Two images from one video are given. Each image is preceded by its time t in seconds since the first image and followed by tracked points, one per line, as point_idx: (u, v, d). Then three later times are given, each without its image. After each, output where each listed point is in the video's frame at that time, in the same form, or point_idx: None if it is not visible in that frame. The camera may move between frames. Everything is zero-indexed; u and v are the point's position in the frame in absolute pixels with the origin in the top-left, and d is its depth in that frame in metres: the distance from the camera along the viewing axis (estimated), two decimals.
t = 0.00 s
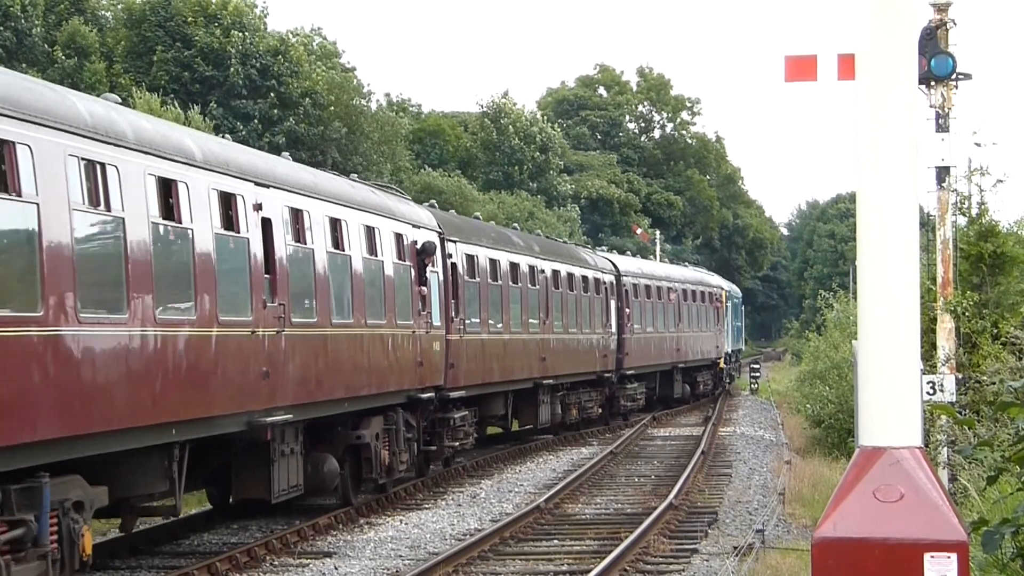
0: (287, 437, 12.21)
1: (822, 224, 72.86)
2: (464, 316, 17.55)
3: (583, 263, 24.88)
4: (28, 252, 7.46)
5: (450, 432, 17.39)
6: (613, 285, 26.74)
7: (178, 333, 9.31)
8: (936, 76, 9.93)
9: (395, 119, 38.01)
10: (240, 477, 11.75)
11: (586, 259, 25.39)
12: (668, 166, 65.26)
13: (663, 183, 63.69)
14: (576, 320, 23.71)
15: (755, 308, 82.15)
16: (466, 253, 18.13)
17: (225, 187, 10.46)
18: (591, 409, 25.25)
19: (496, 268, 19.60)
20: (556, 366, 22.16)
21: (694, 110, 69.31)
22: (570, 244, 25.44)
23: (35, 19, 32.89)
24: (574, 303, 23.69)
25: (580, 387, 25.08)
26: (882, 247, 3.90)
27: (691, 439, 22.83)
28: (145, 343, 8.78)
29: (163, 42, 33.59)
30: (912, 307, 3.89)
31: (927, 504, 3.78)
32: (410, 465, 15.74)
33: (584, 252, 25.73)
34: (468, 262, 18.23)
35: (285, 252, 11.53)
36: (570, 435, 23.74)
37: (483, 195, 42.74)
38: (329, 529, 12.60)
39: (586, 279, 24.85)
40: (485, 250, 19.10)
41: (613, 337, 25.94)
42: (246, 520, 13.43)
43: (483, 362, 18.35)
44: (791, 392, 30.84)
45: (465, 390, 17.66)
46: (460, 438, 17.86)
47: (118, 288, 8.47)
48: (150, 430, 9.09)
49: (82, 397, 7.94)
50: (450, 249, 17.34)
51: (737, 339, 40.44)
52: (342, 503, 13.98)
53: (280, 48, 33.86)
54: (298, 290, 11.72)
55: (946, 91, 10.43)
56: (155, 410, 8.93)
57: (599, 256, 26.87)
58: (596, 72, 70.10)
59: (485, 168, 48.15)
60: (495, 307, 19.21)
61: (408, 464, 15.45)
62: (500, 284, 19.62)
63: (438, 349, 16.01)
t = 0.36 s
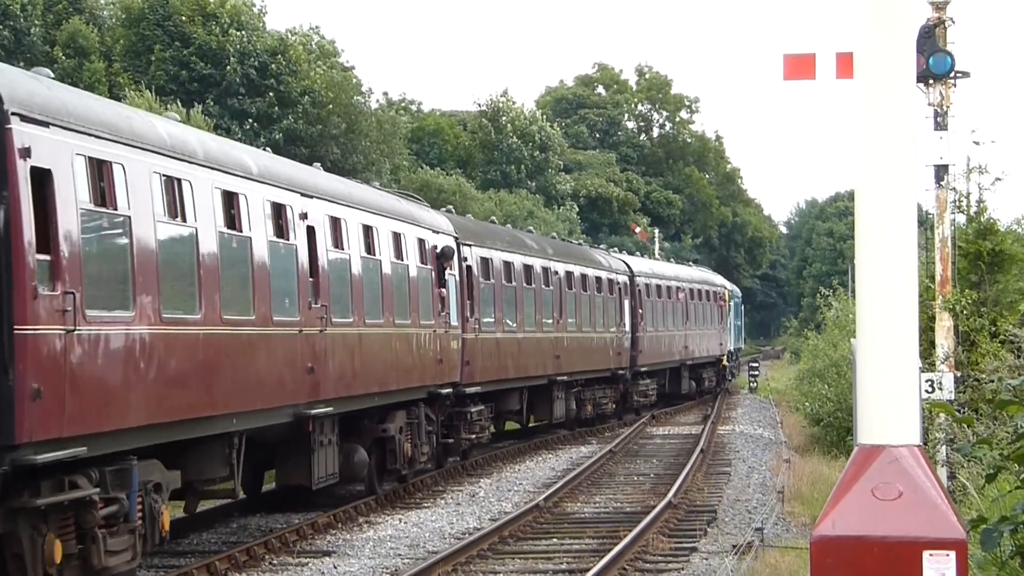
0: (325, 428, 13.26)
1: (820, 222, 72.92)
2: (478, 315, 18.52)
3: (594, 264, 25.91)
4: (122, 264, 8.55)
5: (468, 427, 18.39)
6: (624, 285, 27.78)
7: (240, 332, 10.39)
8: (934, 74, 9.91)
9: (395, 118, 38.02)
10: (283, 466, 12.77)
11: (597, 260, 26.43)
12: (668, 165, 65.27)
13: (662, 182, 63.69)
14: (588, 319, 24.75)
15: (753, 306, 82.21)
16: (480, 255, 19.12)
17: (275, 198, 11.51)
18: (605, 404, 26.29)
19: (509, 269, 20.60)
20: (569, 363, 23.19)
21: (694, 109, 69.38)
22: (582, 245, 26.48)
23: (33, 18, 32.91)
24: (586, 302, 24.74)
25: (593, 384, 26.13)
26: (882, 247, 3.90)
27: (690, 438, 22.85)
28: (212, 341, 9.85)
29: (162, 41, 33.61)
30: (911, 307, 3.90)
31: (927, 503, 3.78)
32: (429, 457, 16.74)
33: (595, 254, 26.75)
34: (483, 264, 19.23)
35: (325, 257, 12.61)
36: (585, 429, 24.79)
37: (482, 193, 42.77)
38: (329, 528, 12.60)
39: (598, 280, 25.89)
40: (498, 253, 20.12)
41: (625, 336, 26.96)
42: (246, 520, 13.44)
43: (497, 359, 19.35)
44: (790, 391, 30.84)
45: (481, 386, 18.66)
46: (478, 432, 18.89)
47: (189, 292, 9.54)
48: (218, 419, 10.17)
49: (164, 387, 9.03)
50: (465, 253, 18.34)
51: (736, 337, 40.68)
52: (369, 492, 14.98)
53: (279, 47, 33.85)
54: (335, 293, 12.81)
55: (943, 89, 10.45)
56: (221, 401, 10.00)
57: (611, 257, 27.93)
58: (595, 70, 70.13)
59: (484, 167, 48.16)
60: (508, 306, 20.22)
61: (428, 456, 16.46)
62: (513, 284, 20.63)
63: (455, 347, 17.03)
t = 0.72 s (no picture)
0: (360, 419, 14.15)
1: (822, 219, 72.88)
2: (495, 312, 19.29)
3: (608, 263, 26.72)
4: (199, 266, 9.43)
5: (488, 418, 19.22)
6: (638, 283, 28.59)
7: (294, 328, 11.23)
8: (935, 70, 9.87)
9: (396, 115, 38.01)
10: (318, 454, 13.73)
11: (611, 259, 27.24)
12: (669, 161, 65.27)
13: (663, 178, 63.69)
14: (604, 315, 25.53)
15: (754, 303, 82.24)
16: (496, 256, 19.91)
17: (323, 205, 12.44)
18: (621, 398, 27.09)
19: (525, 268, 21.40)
20: (585, 358, 23.97)
21: (695, 106, 69.42)
22: (596, 245, 27.29)
23: (35, 15, 32.94)
24: (601, 299, 25.53)
25: (608, 378, 26.91)
26: (882, 249, 3.90)
27: (690, 434, 22.86)
28: (272, 336, 10.71)
29: (162, 38, 33.62)
30: (912, 305, 3.88)
31: (927, 499, 3.78)
32: (449, 447, 17.57)
33: (609, 252, 27.53)
34: (500, 264, 20.02)
35: (364, 260, 13.55)
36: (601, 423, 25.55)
37: (483, 190, 42.80)
38: (329, 525, 12.60)
39: (613, 278, 26.70)
40: (514, 254, 20.93)
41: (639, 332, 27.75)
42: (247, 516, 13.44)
43: (514, 355, 20.12)
44: (791, 387, 30.85)
45: (498, 379, 19.44)
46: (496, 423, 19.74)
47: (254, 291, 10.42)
48: (275, 407, 11.03)
49: (234, 377, 9.89)
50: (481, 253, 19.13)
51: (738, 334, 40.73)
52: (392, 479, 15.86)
53: (280, 43, 33.82)
54: (373, 293, 13.74)
55: (945, 86, 10.44)
56: (280, 391, 10.86)
57: (626, 257, 28.75)
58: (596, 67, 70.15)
59: (484, 163, 48.19)
60: (524, 304, 21.00)
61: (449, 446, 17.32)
62: (529, 283, 21.42)
63: (473, 343, 17.86)
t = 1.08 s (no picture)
0: (393, 409, 15.26)
1: (825, 215, 72.84)
2: (512, 310, 20.07)
3: (625, 261, 27.44)
4: (261, 269, 10.57)
5: (508, 411, 20.09)
6: (654, 280, 29.32)
7: (338, 325, 12.38)
8: (938, 66, 9.88)
9: (399, 112, 38.01)
10: (352, 444, 14.77)
11: (629, 258, 27.96)
12: (672, 158, 65.28)
13: (666, 174, 63.67)
14: (620, 312, 26.22)
15: (757, 299, 82.22)
16: (513, 256, 20.70)
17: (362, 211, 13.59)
18: (638, 390, 27.85)
19: (541, 267, 22.16)
20: (601, 353, 24.68)
21: (697, 102, 69.40)
22: (615, 243, 28.02)
23: (37, 13, 32.93)
24: (617, 296, 26.22)
25: (625, 372, 27.65)
26: (883, 247, 3.90)
27: (693, 430, 22.87)
28: (319, 331, 11.83)
29: (164, 35, 33.60)
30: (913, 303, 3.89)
31: (930, 494, 3.78)
32: (470, 437, 18.50)
33: (626, 251, 28.23)
34: (517, 264, 20.79)
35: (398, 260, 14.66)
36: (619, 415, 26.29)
37: (487, 187, 42.81)
38: (333, 522, 12.61)
39: (630, 276, 27.42)
40: (530, 254, 21.69)
41: (655, 328, 28.47)
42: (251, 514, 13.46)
43: (532, 351, 20.94)
44: (794, 383, 30.87)
45: (516, 374, 20.25)
46: (517, 415, 20.61)
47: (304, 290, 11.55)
48: (321, 397, 12.13)
49: (287, 368, 10.98)
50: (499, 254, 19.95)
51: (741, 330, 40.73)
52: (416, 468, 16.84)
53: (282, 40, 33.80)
54: (405, 292, 14.85)
55: (948, 81, 10.43)
56: (325, 383, 11.95)
57: (642, 255, 29.48)
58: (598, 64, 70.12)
59: (487, 160, 48.19)
60: (541, 301, 21.78)
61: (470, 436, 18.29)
62: (546, 282, 22.18)
63: (491, 340, 18.75)
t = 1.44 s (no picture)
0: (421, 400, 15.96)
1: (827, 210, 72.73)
2: (530, 305, 20.32)
3: (642, 257, 27.63)
4: (311, 269, 11.55)
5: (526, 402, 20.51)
6: (670, 277, 29.52)
7: (377, 322, 13.28)
8: (939, 61, 9.88)
9: (401, 107, 37.99)
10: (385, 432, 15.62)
11: (645, 254, 28.16)
12: (674, 153, 65.25)
13: (668, 169, 63.62)
14: (637, 308, 26.39)
15: (760, 293, 82.15)
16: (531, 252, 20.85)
17: (398, 214, 14.47)
18: (654, 381, 28.20)
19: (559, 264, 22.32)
20: (618, 346, 24.92)
21: (700, 97, 69.34)
22: (631, 241, 28.21)
23: (38, 10, 32.94)
24: (634, 292, 26.39)
25: (641, 365, 27.96)
26: (884, 246, 3.90)
27: (695, 425, 22.89)
28: (360, 326, 12.75)
29: (166, 30, 33.58)
30: (915, 300, 3.89)
31: (932, 487, 3.79)
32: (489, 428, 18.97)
33: (642, 248, 28.40)
34: (535, 260, 20.95)
35: (429, 259, 15.49)
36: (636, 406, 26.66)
37: (489, 182, 42.81)
38: (336, 517, 12.62)
39: (647, 272, 27.62)
40: (549, 251, 21.86)
41: (670, 323, 28.71)
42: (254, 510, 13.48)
43: (551, 345, 21.24)
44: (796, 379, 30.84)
45: (535, 367, 20.57)
46: (534, 407, 21.02)
47: (348, 289, 12.50)
48: (360, 388, 13.02)
49: (333, 362, 11.90)
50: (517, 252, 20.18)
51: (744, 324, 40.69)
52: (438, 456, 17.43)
53: (284, 35, 33.78)
54: (434, 290, 15.58)
55: (949, 75, 10.41)
56: (365, 374, 12.84)
57: (657, 251, 29.70)
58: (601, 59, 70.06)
59: (490, 155, 48.18)
60: (559, 296, 21.95)
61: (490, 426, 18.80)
62: (564, 278, 22.33)
63: (509, 336, 19.10)
